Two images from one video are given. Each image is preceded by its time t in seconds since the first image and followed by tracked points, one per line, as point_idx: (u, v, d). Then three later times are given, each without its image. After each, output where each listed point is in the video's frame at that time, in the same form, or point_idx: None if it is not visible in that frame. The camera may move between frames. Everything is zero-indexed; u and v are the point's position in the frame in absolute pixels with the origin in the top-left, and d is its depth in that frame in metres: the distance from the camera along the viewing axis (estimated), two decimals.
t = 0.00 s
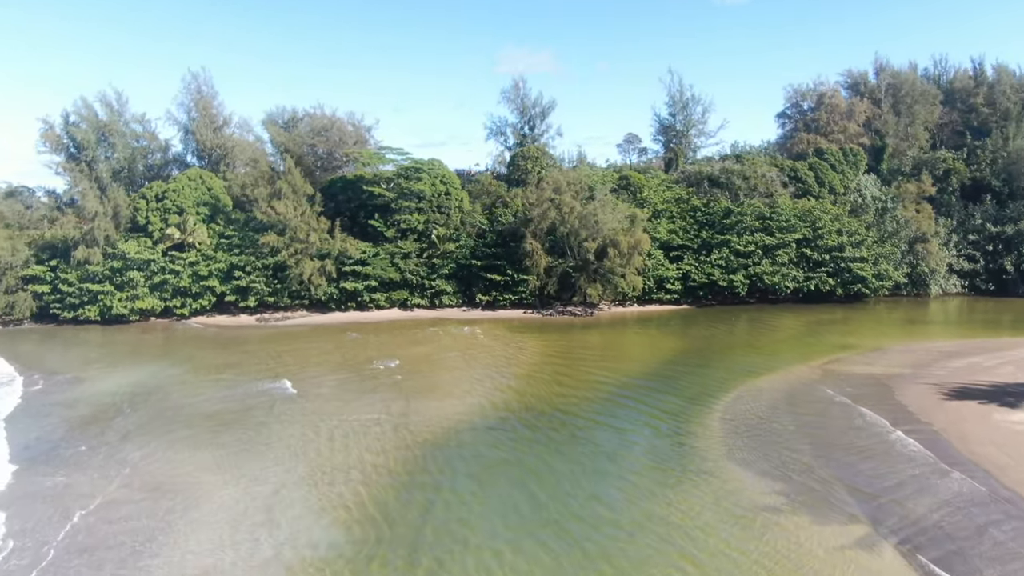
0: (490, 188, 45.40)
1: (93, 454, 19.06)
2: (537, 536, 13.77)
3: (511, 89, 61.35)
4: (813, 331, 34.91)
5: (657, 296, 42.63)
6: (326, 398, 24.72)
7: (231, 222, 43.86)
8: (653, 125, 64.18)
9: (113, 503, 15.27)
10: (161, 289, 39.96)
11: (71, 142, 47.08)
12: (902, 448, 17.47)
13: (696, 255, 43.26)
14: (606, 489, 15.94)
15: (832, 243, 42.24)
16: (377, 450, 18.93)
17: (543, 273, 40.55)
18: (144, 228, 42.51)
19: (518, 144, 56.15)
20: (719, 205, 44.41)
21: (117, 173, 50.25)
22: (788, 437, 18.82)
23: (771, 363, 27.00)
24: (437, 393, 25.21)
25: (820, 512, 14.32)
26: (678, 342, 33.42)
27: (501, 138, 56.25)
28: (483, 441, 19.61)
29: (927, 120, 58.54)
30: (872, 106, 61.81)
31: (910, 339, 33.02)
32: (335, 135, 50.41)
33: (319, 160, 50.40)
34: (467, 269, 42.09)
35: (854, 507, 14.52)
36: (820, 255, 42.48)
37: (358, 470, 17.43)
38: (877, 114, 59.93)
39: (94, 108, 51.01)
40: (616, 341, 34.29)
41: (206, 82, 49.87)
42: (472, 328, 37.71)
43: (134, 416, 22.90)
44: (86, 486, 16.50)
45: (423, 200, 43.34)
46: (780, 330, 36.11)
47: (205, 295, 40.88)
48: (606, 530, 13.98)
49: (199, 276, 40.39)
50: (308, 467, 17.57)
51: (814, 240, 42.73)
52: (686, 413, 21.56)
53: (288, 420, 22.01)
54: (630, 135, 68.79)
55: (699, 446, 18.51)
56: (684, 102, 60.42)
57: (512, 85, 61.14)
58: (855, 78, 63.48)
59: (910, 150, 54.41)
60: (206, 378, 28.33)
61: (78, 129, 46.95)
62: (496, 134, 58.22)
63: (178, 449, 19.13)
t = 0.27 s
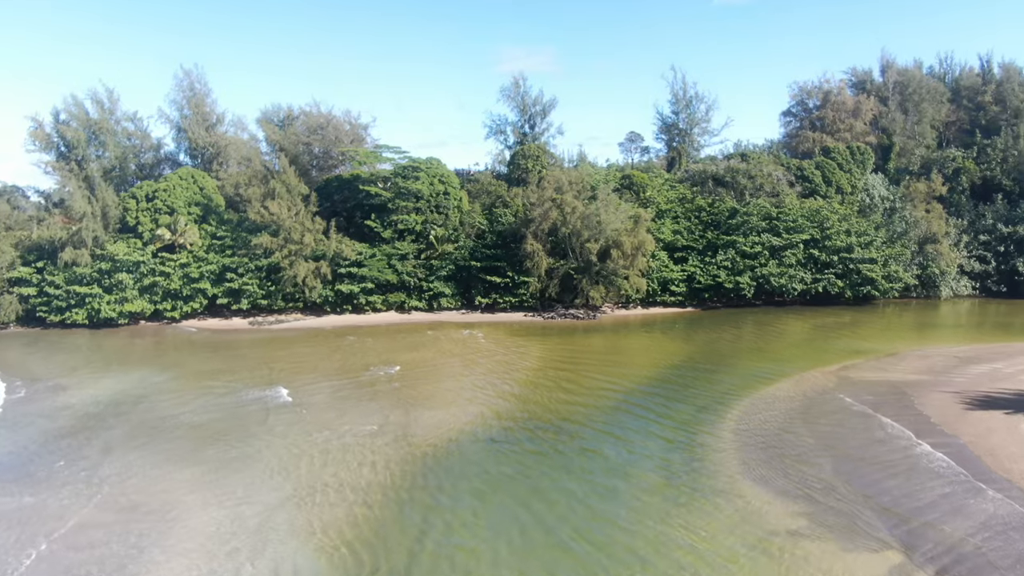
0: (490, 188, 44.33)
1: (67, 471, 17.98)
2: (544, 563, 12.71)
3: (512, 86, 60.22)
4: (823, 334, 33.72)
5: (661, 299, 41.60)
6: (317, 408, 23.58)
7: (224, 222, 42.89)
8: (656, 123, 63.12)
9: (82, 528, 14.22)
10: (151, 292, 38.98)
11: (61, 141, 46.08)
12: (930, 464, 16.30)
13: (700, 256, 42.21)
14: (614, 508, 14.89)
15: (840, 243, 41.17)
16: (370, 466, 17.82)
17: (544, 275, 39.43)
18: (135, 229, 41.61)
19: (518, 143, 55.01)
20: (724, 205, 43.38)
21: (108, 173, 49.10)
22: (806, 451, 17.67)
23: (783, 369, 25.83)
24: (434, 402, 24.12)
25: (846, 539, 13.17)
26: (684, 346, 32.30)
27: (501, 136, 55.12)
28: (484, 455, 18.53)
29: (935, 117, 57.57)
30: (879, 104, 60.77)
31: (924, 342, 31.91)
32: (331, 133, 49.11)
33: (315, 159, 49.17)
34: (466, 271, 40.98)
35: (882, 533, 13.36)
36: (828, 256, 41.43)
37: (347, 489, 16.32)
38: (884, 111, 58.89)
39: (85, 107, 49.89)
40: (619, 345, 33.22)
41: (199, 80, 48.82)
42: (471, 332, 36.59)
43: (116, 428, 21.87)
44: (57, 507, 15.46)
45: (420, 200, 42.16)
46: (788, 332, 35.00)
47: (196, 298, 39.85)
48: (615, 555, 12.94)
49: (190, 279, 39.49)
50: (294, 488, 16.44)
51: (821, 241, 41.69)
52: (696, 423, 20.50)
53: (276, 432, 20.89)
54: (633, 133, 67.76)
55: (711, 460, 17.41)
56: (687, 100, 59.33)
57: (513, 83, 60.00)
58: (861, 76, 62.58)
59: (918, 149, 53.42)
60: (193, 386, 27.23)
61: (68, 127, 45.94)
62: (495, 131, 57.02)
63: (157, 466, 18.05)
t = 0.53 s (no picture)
0: (484, 188, 43.24)
1: (29, 491, 16.80)
2: None
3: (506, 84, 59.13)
4: (827, 336, 32.69)
5: (659, 301, 40.54)
6: (301, 419, 22.39)
7: (209, 223, 41.75)
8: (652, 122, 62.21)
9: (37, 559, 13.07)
10: (133, 295, 37.80)
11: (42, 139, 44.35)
12: (954, 479, 15.22)
13: (699, 257, 41.24)
14: (620, 531, 13.83)
15: (841, 244, 40.26)
16: (354, 484, 16.66)
17: (539, 277, 38.37)
18: (117, 230, 40.51)
19: (513, 142, 53.88)
20: (723, 205, 42.44)
21: (91, 172, 47.49)
22: (820, 465, 16.56)
23: (788, 376, 24.77)
24: (424, 413, 22.97)
25: (870, 566, 12.10)
26: (683, 350, 31.26)
27: (495, 135, 53.98)
28: (479, 470, 17.44)
29: (935, 116, 56.80)
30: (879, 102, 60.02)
31: (931, 346, 30.95)
32: (321, 132, 47.98)
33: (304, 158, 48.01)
34: (459, 273, 39.83)
35: (909, 560, 12.28)
36: (829, 257, 40.52)
37: (330, 511, 15.16)
38: (884, 110, 58.10)
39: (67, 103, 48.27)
40: (617, 350, 32.16)
41: (185, 76, 47.52)
42: (464, 336, 35.43)
43: (87, 441, 20.68)
44: (14, 533, 14.31)
45: (412, 200, 41.08)
46: (791, 335, 33.99)
47: (180, 301, 38.63)
48: None
49: (173, 281, 38.27)
50: (271, 511, 15.25)
51: (823, 242, 40.78)
52: (700, 434, 19.46)
53: (255, 446, 19.68)
54: (629, 132, 66.79)
55: (720, 477, 16.33)
56: (684, 98, 58.35)
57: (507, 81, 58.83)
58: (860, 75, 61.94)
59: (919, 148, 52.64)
60: (171, 395, 26.00)
61: (49, 124, 44.22)
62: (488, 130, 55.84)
63: (126, 485, 16.89)
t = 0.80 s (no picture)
0: (469, 187, 42.10)
1: None
2: None
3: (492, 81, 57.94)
4: (822, 339, 31.88)
5: (649, 304, 39.59)
6: (275, 433, 21.16)
7: (183, 223, 40.27)
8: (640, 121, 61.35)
9: None
10: (103, 299, 36.27)
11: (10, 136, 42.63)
12: (970, 495, 14.29)
13: (690, 258, 40.37)
14: (621, 556, 12.82)
15: (834, 245, 39.54)
16: (329, 507, 15.49)
17: (527, 279, 37.28)
18: (87, 232, 38.95)
19: (498, 140, 52.71)
20: (714, 205, 41.61)
21: (62, 171, 45.83)
22: (826, 481, 15.59)
23: (784, 382, 23.84)
24: (406, 425, 21.81)
25: None
26: (675, 354, 30.30)
27: (480, 133, 52.81)
28: (468, 488, 16.35)
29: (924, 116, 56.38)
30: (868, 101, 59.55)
31: (928, 349, 30.21)
32: (301, 129, 46.58)
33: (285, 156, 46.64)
34: (444, 275, 38.66)
35: None
36: (822, 258, 39.77)
37: (303, 540, 14.02)
38: (873, 109, 57.64)
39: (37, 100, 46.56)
40: (608, 354, 31.15)
41: (161, 72, 45.92)
42: (449, 340, 34.25)
43: (44, 460, 19.35)
44: None
45: (395, 200, 39.86)
46: (785, 338, 33.14)
47: (153, 305, 37.10)
48: None
49: (146, 284, 36.77)
50: (238, 543, 14.08)
51: (815, 243, 40.06)
52: (697, 446, 18.46)
53: (225, 465, 18.46)
54: (616, 131, 65.87)
55: (721, 494, 15.34)
56: (673, 96, 57.54)
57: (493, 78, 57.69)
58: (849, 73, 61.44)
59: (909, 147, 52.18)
60: (139, 406, 24.65)
61: (18, 121, 42.53)
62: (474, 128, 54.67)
63: (83, 511, 15.66)
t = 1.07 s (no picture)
0: (454, 187, 40.95)
1: None
2: None
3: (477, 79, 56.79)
4: (818, 342, 31.04)
5: (639, 306, 38.63)
6: (248, 448, 19.91)
7: (157, 224, 38.81)
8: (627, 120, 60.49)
9: None
10: (72, 303, 34.76)
11: None
12: (989, 514, 13.39)
13: (680, 259, 39.47)
14: None
15: (827, 245, 38.81)
16: (303, 533, 14.31)
17: (514, 282, 36.19)
18: (56, 233, 37.43)
19: (484, 139, 51.61)
20: (705, 205, 40.77)
21: (30, 170, 44.06)
22: (835, 498, 14.62)
23: (782, 388, 22.88)
24: (388, 438, 20.63)
25: None
26: (667, 359, 29.34)
27: (466, 131, 51.66)
28: (455, 509, 15.26)
29: (914, 115, 56.04)
30: (857, 100, 59.14)
31: (925, 353, 29.50)
32: (280, 127, 45.10)
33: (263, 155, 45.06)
34: (428, 277, 37.49)
35: None
36: (815, 258, 39.02)
37: (272, 571, 12.83)
38: (862, 108, 57.23)
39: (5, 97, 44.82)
40: (599, 359, 30.12)
41: (134, 68, 44.30)
42: (433, 345, 33.06)
43: None
44: None
45: (377, 200, 38.62)
46: (779, 341, 32.29)
47: (124, 309, 35.59)
48: None
49: (116, 288, 35.22)
50: None
51: (807, 243, 39.32)
52: (695, 459, 17.45)
53: (191, 485, 17.20)
54: (604, 130, 64.96)
55: (724, 512, 14.34)
56: (661, 95, 56.76)
57: (479, 76, 56.61)
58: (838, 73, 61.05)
59: (899, 147, 51.76)
60: (104, 419, 23.25)
61: None
62: (459, 127, 53.50)
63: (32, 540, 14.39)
